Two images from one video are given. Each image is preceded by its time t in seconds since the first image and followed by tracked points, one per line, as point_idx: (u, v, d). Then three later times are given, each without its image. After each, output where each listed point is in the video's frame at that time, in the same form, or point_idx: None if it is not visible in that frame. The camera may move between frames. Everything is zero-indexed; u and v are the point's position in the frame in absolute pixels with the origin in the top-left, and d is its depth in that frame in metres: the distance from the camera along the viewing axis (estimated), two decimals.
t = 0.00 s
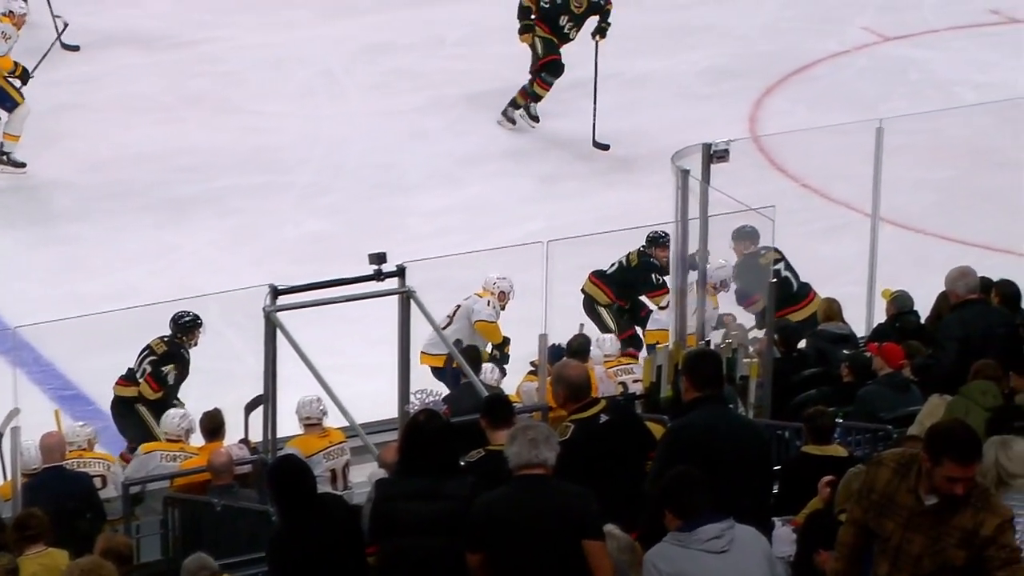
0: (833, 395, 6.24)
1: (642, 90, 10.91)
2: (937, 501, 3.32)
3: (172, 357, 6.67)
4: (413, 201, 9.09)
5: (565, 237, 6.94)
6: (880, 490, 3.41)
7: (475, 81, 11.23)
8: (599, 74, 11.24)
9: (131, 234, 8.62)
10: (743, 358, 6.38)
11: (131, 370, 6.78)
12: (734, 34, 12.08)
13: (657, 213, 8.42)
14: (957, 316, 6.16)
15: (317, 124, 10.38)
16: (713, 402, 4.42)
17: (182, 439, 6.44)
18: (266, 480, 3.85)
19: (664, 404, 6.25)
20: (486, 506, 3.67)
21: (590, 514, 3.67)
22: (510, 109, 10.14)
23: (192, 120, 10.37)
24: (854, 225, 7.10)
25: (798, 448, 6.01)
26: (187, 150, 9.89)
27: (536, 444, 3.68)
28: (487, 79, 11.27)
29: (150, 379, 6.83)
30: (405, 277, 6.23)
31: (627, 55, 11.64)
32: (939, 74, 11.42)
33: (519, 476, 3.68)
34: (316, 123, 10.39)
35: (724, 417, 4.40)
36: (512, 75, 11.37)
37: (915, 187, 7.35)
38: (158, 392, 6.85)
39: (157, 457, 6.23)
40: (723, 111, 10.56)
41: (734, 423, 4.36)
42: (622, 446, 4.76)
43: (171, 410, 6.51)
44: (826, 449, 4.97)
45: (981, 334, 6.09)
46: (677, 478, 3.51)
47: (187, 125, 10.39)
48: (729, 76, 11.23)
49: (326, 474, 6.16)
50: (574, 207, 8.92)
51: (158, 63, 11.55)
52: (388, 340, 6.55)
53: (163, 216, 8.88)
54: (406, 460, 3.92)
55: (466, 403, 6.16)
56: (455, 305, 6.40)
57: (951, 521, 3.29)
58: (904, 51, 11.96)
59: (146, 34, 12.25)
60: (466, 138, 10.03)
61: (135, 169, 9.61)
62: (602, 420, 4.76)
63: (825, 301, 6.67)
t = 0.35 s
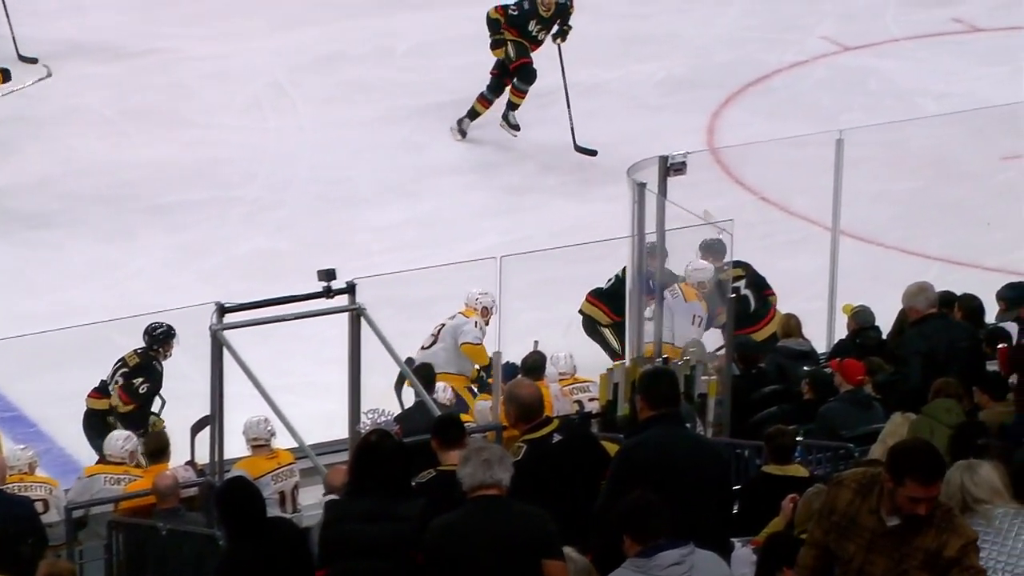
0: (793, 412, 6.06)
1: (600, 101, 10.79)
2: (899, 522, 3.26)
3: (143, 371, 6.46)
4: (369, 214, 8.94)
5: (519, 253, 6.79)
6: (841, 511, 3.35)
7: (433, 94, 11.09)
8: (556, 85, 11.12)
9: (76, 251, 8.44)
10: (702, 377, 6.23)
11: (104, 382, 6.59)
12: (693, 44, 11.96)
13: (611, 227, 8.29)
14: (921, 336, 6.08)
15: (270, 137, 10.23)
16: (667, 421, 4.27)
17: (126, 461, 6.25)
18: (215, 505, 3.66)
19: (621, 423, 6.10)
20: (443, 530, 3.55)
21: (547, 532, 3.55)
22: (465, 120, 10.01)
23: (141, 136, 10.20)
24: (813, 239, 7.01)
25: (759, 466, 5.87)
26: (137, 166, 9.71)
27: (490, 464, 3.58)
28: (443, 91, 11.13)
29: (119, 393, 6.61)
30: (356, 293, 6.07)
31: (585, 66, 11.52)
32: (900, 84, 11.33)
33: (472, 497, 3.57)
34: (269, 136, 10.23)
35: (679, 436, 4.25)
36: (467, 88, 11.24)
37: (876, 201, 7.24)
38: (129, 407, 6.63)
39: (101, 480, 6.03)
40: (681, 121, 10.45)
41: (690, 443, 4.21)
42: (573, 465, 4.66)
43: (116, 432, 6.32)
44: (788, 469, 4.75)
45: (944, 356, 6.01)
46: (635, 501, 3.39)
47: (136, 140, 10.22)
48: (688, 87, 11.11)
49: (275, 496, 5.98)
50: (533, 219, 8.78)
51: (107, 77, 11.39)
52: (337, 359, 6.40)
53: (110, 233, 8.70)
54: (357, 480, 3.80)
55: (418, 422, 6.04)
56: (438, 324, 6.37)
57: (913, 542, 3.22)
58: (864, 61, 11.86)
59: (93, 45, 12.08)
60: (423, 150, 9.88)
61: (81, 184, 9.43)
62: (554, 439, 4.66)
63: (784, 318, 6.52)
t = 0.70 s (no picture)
0: (750, 431, 5.89)
1: (554, 117, 10.69)
2: (859, 544, 3.31)
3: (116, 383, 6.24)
4: (323, 228, 8.78)
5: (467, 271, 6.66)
6: (799, 534, 3.39)
7: (384, 109, 10.95)
8: (509, 99, 11.01)
9: (16, 268, 8.24)
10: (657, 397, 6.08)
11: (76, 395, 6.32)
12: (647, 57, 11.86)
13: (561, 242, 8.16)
14: (885, 346, 5.95)
15: (217, 152, 10.07)
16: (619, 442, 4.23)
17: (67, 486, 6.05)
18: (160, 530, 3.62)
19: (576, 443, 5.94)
20: (395, 555, 3.47)
21: (503, 556, 3.49)
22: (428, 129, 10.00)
23: (84, 151, 10.02)
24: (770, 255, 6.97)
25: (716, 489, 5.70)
26: (85, 182, 9.52)
27: (441, 488, 3.53)
28: (395, 105, 11.00)
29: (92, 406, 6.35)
30: (303, 312, 5.91)
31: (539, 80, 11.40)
32: (856, 95, 11.25)
33: (424, 523, 3.51)
34: (216, 152, 10.07)
35: (630, 458, 4.21)
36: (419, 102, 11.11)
37: (834, 216, 7.12)
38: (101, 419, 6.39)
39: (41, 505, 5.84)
40: (636, 135, 10.35)
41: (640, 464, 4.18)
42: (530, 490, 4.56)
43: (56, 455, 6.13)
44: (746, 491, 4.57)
45: (904, 373, 5.90)
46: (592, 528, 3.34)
47: (79, 155, 10.03)
48: (642, 102, 11.02)
49: (221, 521, 5.80)
50: (489, 233, 8.66)
51: (50, 91, 11.20)
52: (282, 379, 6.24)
53: (51, 250, 8.50)
54: (308, 506, 3.84)
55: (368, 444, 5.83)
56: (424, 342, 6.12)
57: (874, 564, 3.27)
58: (817, 72, 11.79)
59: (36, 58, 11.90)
60: (376, 164, 9.74)
61: (23, 201, 9.24)
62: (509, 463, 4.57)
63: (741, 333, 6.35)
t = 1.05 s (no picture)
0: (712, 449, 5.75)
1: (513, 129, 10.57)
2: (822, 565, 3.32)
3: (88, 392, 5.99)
4: (279, 242, 8.64)
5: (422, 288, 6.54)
6: (760, 554, 3.35)
7: (341, 123, 10.82)
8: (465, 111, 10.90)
9: None
10: (617, 414, 5.95)
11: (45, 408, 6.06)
12: (604, 69, 11.77)
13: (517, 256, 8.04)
14: (853, 359, 5.83)
15: (166, 165, 9.92)
16: (575, 462, 4.19)
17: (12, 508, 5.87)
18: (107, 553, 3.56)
19: (534, 462, 5.81)
20: None
21: None
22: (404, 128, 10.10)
23: (29, 164, 9.86)
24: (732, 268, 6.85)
25: (677, 508, 5.56)
26: (37, 195, 9.36)
27: (396, 511, 3.48)
28: (352, 120, 10.87)
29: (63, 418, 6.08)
30: (253, 329, 5.76)
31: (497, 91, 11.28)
32: (817, 105, 11.15)
33: (376, 547, 3.45)
34: (165, 165, 9.92)
35: (587, 478, 4.17)
36: (376, 116, 10.99)
37: (796, 229, 7.02)
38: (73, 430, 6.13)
39: None
40: (592, 147, 10.23)
41: (601, 483, 4.15)
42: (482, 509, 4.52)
43: None
44: (707, 511, 4.41)
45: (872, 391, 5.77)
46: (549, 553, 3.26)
47: (24, 166, 9.87)
48: (601, 114, 10.91)
49: (170, 543, 5.63)
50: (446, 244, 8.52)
51: None
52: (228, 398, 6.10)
53: None
54: (257, 530, 3.75)
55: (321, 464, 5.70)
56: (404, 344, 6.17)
57: None
58: (779, 83, 11.69)
59: None
60: (332, 177, 9.60)
61: None
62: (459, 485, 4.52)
63: (701, 347, 6.21)
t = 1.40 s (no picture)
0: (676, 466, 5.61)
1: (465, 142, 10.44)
2: None
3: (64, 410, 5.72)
4: (233, 254, 8.47)
5: (373, 301, 6.38)
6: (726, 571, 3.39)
7: (294, 134, 10.66)
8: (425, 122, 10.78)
9: None
10: (578, 429, 5.83)
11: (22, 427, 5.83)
12: (563, 80, 11.66)
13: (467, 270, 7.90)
14: (821, 375, 5.68)
15: (120, 176, 9.75)
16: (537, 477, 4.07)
17: None
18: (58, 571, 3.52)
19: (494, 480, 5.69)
20: None
21: None
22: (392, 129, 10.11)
23: None
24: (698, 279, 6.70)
25: (640, 525, 5.44)
26: None
27: (354, 535, 3.59)
28: (306, 131, 10.71)
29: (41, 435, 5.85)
30: (205, 345, 5.62)
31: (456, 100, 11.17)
32: (782, 115, 11.06)
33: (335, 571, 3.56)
34: (119, 176, 9.76)
35: (545, 494, 4.05)
36: (329, 127, 10.83)
37: (762, 240, 6.90)
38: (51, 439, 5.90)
39: None
40: (553, 158, 10.13)
41: (560, 501, 4.04)
42: (441, 528, 4.48)
43: None
44: (670, 530, 4.29)
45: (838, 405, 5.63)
46: None
47: None
48: (558, 125, 10.77)
49: (122, 564, 5.45)
50: (401, 258, 8.38)
51: None
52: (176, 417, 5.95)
53: None
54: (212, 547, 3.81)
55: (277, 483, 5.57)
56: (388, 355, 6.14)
57: None
58: (739, 93, 11.58)
59: None
60: (289, 189, 9.46)
61: None
62: (416, 501, 4.45)
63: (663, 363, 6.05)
